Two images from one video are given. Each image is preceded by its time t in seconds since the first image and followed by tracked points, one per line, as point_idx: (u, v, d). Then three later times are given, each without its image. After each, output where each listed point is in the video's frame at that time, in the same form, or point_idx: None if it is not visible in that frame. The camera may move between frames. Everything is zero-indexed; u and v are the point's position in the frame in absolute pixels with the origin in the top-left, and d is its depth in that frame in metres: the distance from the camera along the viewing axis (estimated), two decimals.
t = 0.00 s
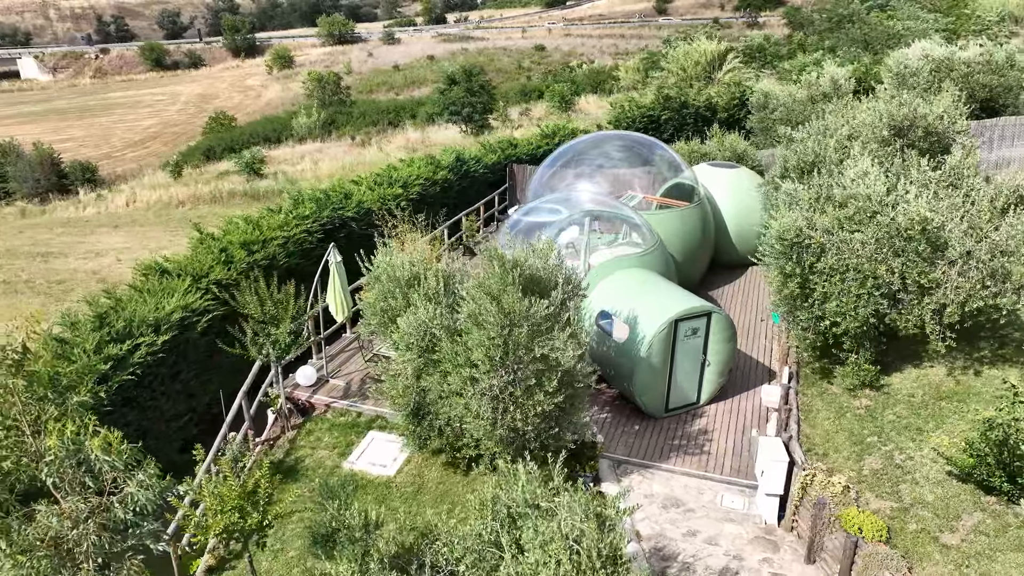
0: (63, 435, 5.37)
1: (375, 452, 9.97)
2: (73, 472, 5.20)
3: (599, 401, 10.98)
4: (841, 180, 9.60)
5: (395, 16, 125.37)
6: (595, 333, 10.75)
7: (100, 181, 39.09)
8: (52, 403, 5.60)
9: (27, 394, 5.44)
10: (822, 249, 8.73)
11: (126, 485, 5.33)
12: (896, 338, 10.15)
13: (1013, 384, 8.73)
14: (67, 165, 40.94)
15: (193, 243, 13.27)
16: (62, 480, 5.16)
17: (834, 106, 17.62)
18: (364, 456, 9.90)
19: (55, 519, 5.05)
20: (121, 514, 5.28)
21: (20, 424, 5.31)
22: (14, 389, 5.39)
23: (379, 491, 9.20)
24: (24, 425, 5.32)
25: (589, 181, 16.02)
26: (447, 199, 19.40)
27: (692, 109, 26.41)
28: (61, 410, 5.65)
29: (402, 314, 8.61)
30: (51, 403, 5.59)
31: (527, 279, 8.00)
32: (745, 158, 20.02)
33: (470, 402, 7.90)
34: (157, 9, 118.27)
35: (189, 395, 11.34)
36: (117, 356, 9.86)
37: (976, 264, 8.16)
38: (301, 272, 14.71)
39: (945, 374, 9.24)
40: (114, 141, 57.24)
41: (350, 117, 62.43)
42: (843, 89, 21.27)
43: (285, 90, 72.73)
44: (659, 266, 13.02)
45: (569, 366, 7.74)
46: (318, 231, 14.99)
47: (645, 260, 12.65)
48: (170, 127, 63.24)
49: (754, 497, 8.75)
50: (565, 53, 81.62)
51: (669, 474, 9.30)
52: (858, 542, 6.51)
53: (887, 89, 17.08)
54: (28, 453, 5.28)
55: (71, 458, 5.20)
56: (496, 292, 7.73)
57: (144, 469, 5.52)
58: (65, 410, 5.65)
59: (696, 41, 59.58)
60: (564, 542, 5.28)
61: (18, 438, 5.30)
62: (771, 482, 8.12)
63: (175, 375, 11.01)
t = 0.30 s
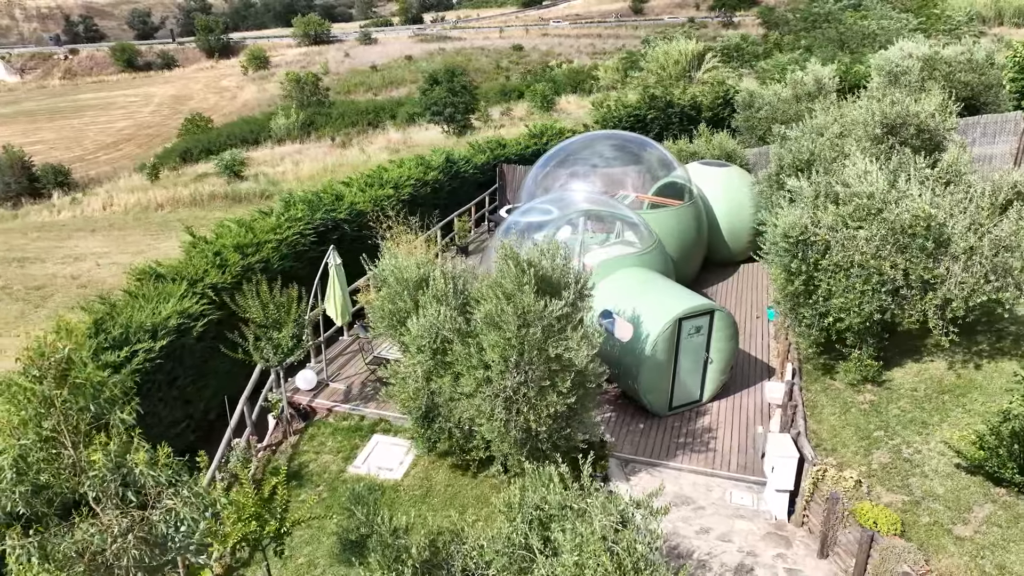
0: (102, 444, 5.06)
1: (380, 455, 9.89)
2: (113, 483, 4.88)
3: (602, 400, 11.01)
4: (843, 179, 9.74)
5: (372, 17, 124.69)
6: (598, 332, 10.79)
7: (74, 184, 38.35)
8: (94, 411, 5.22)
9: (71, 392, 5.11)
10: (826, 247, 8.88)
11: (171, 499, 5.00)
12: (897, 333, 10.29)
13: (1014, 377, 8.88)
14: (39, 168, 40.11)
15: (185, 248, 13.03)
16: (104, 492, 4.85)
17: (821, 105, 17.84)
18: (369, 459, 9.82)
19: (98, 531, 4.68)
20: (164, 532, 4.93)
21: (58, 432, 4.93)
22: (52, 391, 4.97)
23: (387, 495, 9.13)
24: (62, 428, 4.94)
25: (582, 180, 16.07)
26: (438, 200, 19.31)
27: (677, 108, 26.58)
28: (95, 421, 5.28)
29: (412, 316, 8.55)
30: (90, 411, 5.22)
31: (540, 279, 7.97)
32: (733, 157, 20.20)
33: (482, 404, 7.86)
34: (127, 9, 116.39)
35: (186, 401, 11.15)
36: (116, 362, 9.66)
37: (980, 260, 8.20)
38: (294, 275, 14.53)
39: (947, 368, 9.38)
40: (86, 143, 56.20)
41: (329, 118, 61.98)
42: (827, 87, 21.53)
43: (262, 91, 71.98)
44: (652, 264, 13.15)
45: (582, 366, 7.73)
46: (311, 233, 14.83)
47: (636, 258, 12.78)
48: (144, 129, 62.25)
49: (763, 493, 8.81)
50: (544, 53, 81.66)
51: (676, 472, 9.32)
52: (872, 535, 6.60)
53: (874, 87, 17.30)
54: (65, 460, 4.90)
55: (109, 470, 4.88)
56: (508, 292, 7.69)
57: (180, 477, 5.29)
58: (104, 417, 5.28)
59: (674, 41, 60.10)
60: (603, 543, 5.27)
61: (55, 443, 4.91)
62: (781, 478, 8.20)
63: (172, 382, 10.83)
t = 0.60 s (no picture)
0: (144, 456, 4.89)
1: (384, 459, 9.81)
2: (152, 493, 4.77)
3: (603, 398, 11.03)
4: (840, 176, 9.88)
5: (346, 16, 123.65)
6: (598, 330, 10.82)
7: (43, 188, 37.51)
8: (135, 421, 5.00)
9: (114, 401, 4.89)
10: (827, 242, 9.00)
11: (214, 512, 4.78)
12: (892, 327, 10.44)
13: (1009, 368, 9.07)
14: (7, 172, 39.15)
15: (175, 251, 12.81)
16: (144, 502, 4.73)
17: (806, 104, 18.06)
18: (373, 463, 9.74)
19: (138, 543, 4.49)
20: (206, 548, 4.69)
21: (99, 441, 4.75)
22: (95, 401, 4.73)
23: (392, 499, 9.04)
24: (104, 437, 4.76)
25: (573, 179, 16.10)
26: (426, 200, 19.19)
27: (660, 107, 26.73)
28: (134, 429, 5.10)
29: (419, 317, 8.45)
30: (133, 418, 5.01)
31: (551, 279, 7.97)
32: (719, 156, 20.38)
33: (493, 405, 7.82)
34: (94, 9, 114.14)
35: (181, 407, 10.95)
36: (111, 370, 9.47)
37: (978, 254, 8.40)
38: (285, 278, 14.34)
39: (943, 361, 9.54)
40: (55, 146, 54.98)
41: (305, 119, 61.38)
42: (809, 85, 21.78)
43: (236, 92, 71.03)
44: (646, 262, 13.20)
45: (593, 365, 7.73)
46: (301, 235, 14.65)
47: (630, 258, 12.86)
48: (115, 131, 61.08)
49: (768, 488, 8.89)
50: (521, 52, 82.12)
51: (681, 469, 9.38)
52: (882, 526, 6.70)
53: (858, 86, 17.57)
54: (106, 471, 4.73)
55: (146, 483, 4.76)
56: (519, 292, 7.66)
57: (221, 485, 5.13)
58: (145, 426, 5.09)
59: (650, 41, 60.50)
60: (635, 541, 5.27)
61: (96, 454, 4.74)
62: (788, 473, 8.28)
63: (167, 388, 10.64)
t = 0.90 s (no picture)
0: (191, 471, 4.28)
1: (387, 464, 9.72)
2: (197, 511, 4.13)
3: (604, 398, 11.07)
4: (837, 175, 10.01)
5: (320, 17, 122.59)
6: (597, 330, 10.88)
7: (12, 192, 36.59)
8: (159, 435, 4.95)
9: (160, 413, 4.22)
10: (828, 242, 9.11)
11: (260, 526, 4.05)
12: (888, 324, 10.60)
13: (1004, 363, 9.26)
14: None
15: (165, 258, 12.53)
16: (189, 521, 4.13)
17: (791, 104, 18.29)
18: (377, 469, 9.64)
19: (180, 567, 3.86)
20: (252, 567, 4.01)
21: (138, 455, 4.12)
22: (137, 413, 4.11)
23: (399, 505, 8.96)
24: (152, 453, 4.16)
25: (564, 180, 16.15)
26: (414, 202, 19.06)
27: (643, 107, 26.89)
28: (179, 443, 4.42)
29: (426, 322, 8.37)
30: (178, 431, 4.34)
31: (561, 281, 7.98)
32: (704, 156, 20.55)
33: (504, 409, 7.79)
34: (59, 9, 111.67)
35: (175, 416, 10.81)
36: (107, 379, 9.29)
37: (976, 252, 8.59)
38: (276, 283, 14.13)
39: (939, 357, 9.72)
40: (22, 150, 53.70)
41: (281, 121, 60.73)
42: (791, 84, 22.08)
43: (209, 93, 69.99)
44: (639, 263, 13.29)
45: (603, 366, 7.74)
46: (292, 239, 14.46)
47: (623, 259, 12.96)
48: (85, 134, 59.85)
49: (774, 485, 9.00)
50: (497, 52, 82.10)
51: (686, 468, 9.45)
52: (893, 521, 6.81)
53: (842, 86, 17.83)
54: (148, 486, 4.12)
55: (188, 501, 4.11)
56: (531, 295, 7.64)
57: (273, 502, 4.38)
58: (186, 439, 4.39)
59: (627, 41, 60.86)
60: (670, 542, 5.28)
61: (139, 470, 4.12)
62: (794, 470, 8.37)
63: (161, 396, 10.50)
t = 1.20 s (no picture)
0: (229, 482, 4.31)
1: (392, 469, 9.63)
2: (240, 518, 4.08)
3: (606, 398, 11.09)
4: (836, 173, 10.13)
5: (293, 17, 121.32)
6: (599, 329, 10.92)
7: None
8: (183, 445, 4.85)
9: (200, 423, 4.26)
10: (829, 240, 9.21)
11: (302, 536, 3.99)
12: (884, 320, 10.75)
13: (1000, 356, 9.44)
14: None
15: (155, 263, 12.30)
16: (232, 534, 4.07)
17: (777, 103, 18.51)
18: (382, 474, 9.55)
19: None
20: None
21: (177, 468, 4.10)
22: (180, 424, 4.12)
23: (406, 509, 8.88)
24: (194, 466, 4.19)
25: (556, 181, 16.19)
26: (403, 204, 18.93)
27: (627, 107, 27.02)
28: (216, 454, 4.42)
29: (434, 324, 8.34)
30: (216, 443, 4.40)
31: (571, 281, 7.98)
32: (691, 155, 20.69)
33: (516, 411, 7.76)
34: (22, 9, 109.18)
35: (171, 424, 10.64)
36: (101, 387, 9.11)
37: (976, 247, 8.74)
38: (268, 287, 13.94)
39: (937, 351, 9.87)
40: None
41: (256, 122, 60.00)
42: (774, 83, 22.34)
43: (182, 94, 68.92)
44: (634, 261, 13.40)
45: (614, 366, 7.75)
46: (283, 242, 14.28)
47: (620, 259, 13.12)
48: (53, 136, 58.58)
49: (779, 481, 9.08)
50: (473, 53, 82.01)
51: (692, 466, 9.51)
52: (904, 515, 6.92)
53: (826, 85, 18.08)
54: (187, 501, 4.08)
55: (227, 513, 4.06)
56: (542, 296, 7.62)
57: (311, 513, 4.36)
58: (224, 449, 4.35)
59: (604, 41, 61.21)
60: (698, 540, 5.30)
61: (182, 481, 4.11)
62: (801, 466, 8.45)
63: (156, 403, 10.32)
